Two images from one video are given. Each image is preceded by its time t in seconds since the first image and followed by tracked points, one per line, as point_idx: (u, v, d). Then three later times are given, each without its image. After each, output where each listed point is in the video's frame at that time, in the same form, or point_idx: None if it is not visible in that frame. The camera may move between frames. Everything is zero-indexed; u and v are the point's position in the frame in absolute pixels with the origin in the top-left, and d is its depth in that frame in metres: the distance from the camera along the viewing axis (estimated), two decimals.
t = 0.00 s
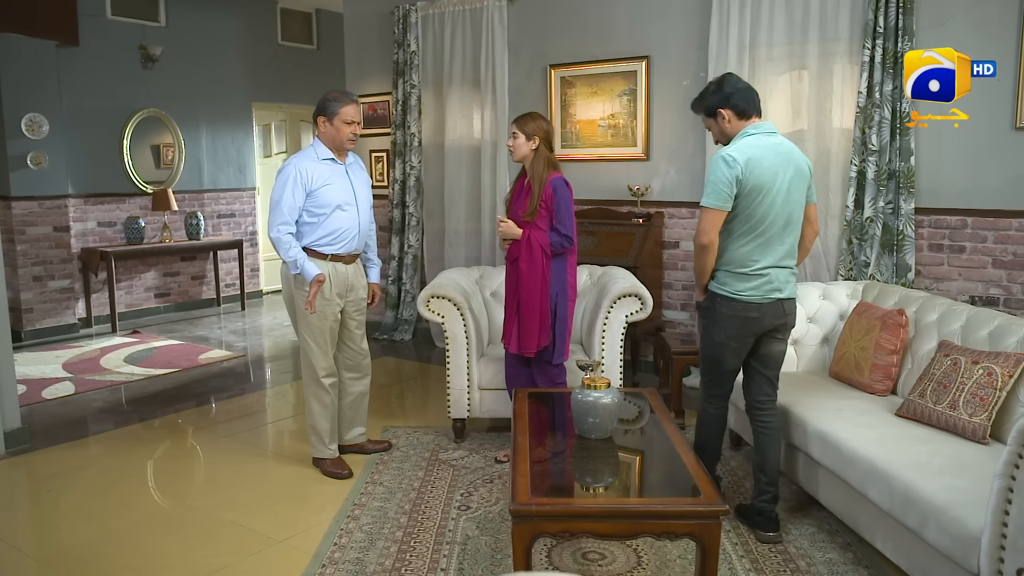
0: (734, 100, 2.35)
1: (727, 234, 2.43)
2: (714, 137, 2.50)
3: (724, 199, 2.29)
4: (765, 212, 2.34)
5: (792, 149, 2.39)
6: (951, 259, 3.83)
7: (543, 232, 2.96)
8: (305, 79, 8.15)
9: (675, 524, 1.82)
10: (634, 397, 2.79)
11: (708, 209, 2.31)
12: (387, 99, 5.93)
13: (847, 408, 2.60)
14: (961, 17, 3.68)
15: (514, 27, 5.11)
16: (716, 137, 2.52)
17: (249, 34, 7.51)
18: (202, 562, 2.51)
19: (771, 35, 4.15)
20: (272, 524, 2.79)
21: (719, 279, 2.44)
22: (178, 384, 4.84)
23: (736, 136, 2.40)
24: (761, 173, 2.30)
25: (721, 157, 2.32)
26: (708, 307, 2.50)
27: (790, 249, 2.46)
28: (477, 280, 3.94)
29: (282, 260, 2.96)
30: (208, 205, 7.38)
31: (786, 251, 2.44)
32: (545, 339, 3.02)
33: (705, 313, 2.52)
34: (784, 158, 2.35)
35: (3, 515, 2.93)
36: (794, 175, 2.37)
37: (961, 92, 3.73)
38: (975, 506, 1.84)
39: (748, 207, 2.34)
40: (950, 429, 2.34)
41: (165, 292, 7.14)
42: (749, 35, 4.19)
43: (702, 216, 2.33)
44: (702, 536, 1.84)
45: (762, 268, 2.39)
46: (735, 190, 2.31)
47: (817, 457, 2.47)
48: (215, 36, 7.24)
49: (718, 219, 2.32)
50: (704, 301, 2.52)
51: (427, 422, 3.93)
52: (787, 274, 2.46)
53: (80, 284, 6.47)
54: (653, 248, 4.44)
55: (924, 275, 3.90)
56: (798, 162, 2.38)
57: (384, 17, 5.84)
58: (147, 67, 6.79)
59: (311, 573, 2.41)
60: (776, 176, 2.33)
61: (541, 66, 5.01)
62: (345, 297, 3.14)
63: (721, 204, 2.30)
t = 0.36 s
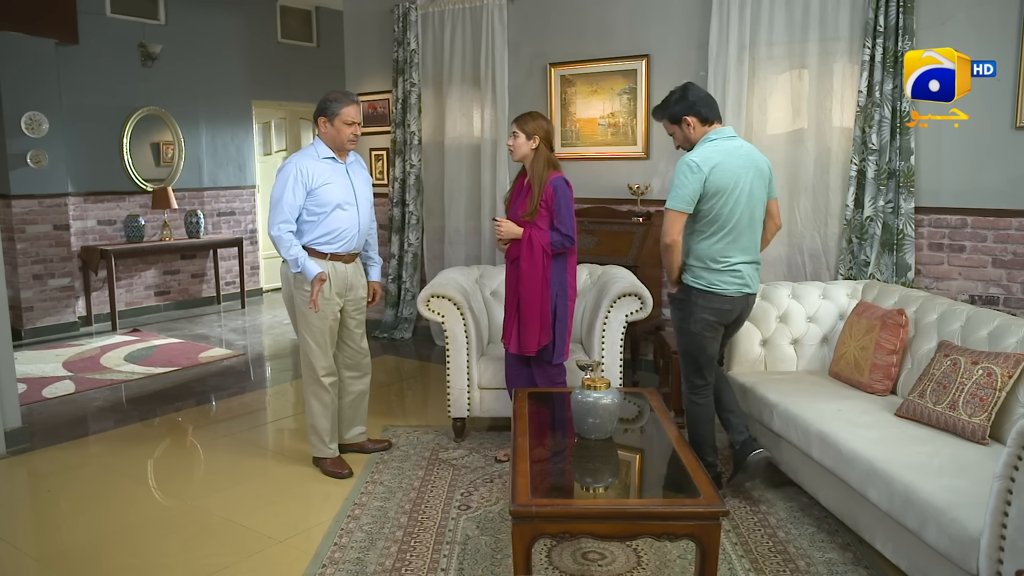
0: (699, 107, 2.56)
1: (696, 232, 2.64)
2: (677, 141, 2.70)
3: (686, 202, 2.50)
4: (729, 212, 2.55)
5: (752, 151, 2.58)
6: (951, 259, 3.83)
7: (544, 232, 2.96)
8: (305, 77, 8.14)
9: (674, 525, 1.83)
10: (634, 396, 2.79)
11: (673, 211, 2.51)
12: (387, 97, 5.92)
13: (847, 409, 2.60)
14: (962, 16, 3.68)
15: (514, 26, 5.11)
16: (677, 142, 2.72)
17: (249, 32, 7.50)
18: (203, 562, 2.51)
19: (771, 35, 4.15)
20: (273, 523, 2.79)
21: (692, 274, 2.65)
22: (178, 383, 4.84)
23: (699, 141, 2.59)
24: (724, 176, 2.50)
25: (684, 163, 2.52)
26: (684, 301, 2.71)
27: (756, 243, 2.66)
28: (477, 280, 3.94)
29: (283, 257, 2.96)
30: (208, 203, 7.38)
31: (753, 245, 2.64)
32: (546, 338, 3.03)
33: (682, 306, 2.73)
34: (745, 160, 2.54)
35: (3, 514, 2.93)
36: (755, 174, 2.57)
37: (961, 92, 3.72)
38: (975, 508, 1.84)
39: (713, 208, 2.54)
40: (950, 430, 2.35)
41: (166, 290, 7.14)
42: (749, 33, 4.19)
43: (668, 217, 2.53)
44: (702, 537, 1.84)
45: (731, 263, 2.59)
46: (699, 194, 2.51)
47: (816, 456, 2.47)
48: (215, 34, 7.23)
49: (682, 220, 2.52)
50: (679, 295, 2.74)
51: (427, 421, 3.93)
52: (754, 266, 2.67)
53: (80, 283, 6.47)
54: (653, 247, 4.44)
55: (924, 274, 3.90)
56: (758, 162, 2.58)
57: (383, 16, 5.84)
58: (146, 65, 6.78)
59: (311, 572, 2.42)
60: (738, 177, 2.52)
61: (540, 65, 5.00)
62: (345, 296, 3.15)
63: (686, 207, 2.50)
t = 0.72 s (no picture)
0: (692, 102, 2.65)
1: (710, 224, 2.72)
2: (663, 136, 2.73)
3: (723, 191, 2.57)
4: (736, 199, 2.72)
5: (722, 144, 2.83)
6: (951, 257, 3.83)
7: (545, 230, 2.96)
8: (305, 75, 8.13)
9: (674, 525, 1.83)
10: (634, 395, 2.78)
11: (714, 200, 2.55)
12: (386, 95, 5.92)
13: (846, 408, 2.60)
14: (962, 15, 3.67)
15: (514, 23, 5.10)
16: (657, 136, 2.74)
17: (249, 30, 7.49)
18: (204, 561, 2.52)
19: (772, 33, 4.14)
20: (273, 522, 2.80)
21: (717, 266, 2.69)
22: (178, 380, 4.85)
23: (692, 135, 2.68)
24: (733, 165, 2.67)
25: (706, 153, 2.58)
26: (700, 298, 2.74)
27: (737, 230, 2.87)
28: (477, 278, 3.95)
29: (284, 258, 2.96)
30: (208, 201, 7.39)
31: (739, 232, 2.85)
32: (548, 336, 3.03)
33: (696, 304, 2.75)
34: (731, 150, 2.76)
35: (4, 513, 2.94)
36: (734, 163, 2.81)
37: (961, 92, 3.72)
38: (974, 508, 1.84)
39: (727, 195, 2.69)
40: (950, 429, 2.35)
41: (166, 288, 7.14)
42: (749, 32, 4.19)
43: (708, 207, 2.55)
44: (701, 537, 1.84)
45: (740, 250, 2.73)
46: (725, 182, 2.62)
47: (815, 455, 2.47)
48: (215, 32, 7.22)
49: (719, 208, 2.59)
50: (694, 292, 2.73)
51: (426, 419, 3.93)
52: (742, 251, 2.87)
53: (80, 280, 6.48)
54: (653, 245, 4.43)
55: (924, 273, 3.90)
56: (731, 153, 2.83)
57: (383, 14, 5.83)
58: (146, 62, 6.76)
59: (311, 571, 2.42)
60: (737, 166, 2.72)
61: (540, 63, 5.00)
62: (345, 295, 3.15)
63: (721, 195, 2.56)
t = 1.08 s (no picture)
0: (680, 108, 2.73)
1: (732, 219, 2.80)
2: (664, 144, 2.74)
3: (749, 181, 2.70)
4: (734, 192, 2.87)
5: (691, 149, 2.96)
6: (951, 256, 3.83)
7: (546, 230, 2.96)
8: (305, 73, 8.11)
9: (673, 524, 1.83)
10: (634, 393, 2.78)
11: (745, 190, 2.64)
12: (386, 92, 5.91)
13: (846, 407, 2.61)
14: (962, 13, 3.66)
15: (514, 21, 5.09)
16: (654, 145, 2.76)
17: (249, 28, 7.47)
18: (204, 560, 2.52)
19: (772, 31, 4.14)
20: (273, 521, 2.80)
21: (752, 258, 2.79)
22: (179, 378, 4.85)
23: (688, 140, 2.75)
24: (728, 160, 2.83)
25: (718, 150, 2.68)
26: (739, 291, 2.80)
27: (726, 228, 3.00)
28: (477, 276, 3.95)
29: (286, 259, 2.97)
30: (207, 198, 7.39)
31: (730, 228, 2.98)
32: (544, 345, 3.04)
33: (738, 299, 2.80)
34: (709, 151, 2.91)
35: (4, 511, 2.94)
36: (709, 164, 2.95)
37: (961, 92, 3.71)
38: (973, 508, 1.84)
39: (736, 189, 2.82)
40: (949, 429, 2.35)
41: (166, 285, 7.14)
42: (750, 30, 4.18)
43: (745, 197, 2.63)
44: (701, 536, 1.85)
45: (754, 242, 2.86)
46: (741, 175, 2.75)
47: (815, 454, 2.48)
48: (214, 29, 7.21)
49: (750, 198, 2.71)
50: (738, 288, 2.78)
51: (426, 417, 3.94)
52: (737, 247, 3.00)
53: (81, 278, 6.48)
54: (653, 243, 4.43)
55: (924, 271, 3.91)
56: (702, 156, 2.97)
57: (383, 11, 5.82)
58: (145, 60, 6.74)
59: (311, 571, 2.43)
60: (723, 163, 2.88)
61: (540, 61, 4.99)
62: (345, 294, 3.14)
63: (747, 185, 2.66)
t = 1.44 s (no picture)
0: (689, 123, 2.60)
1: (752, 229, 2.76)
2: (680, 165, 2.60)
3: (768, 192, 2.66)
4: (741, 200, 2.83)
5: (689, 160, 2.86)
6: (951, 255, 3.83)
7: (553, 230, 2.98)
8: (305, 71, 8.10)
9: (673, 524, 1.83)
10: (634, 392, 2.78)
11: (768, 200, 2.61)
12: (386, 90, 5.91)
13: (845, 406, 2.61)
14: (962, 12, 3.65)
15: (514, 19, 5.08)
16: (670, 165, 2.63)
17: (248, 26, 7.46)
18: (204, 558, 2.53)
19: (772, 29, 4.13)
20: (274, 520, 2.80)
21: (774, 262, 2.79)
22: (179, 377, 4.85)
23: (701, 156, 2.64)
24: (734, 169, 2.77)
25: (736, 164, 2.60)
26: (764, 292, 2.78)
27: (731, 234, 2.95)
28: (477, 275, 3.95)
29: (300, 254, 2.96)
30: (207, 196, 7.39)
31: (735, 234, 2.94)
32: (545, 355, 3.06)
33: (762, 299, 2.78)
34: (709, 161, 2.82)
35: (4, 509, 2.94)
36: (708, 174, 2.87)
37: (961, 92, 3.71)
38: (972, 507, 1.85)
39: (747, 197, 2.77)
40: (949, 428, 2.35)
41: (166, 283, 7.14)
42: (750, 28, 4.18)
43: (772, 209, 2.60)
44: (700, 536, 1.85)
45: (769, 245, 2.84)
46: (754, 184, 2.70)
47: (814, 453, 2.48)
48: (214, 27, 7.20)
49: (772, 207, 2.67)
50: (761, 289, 2.77)
51: (426, 415, 3.94)
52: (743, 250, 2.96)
53: (81, 276, 6.48)
54: (653, 241, 4.43)
55: (924, 270, 3.91)
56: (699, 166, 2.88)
57: (383, 9, 5.82)
58: (145, 58, 6.74)
59: (312, 569, 2.43)
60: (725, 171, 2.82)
61: (540, 59, 4.99)
62: (345, 293, 3.14)
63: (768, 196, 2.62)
